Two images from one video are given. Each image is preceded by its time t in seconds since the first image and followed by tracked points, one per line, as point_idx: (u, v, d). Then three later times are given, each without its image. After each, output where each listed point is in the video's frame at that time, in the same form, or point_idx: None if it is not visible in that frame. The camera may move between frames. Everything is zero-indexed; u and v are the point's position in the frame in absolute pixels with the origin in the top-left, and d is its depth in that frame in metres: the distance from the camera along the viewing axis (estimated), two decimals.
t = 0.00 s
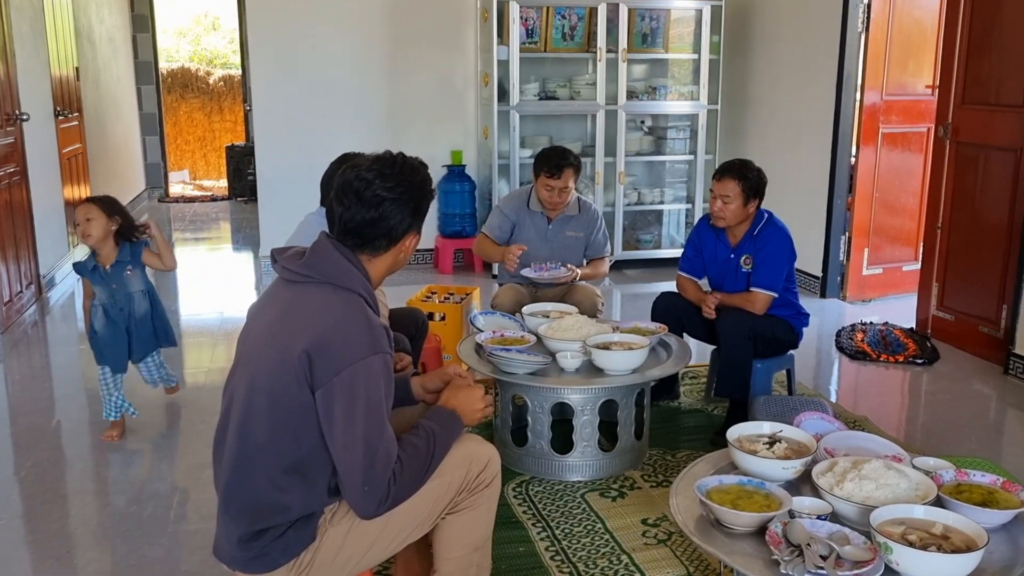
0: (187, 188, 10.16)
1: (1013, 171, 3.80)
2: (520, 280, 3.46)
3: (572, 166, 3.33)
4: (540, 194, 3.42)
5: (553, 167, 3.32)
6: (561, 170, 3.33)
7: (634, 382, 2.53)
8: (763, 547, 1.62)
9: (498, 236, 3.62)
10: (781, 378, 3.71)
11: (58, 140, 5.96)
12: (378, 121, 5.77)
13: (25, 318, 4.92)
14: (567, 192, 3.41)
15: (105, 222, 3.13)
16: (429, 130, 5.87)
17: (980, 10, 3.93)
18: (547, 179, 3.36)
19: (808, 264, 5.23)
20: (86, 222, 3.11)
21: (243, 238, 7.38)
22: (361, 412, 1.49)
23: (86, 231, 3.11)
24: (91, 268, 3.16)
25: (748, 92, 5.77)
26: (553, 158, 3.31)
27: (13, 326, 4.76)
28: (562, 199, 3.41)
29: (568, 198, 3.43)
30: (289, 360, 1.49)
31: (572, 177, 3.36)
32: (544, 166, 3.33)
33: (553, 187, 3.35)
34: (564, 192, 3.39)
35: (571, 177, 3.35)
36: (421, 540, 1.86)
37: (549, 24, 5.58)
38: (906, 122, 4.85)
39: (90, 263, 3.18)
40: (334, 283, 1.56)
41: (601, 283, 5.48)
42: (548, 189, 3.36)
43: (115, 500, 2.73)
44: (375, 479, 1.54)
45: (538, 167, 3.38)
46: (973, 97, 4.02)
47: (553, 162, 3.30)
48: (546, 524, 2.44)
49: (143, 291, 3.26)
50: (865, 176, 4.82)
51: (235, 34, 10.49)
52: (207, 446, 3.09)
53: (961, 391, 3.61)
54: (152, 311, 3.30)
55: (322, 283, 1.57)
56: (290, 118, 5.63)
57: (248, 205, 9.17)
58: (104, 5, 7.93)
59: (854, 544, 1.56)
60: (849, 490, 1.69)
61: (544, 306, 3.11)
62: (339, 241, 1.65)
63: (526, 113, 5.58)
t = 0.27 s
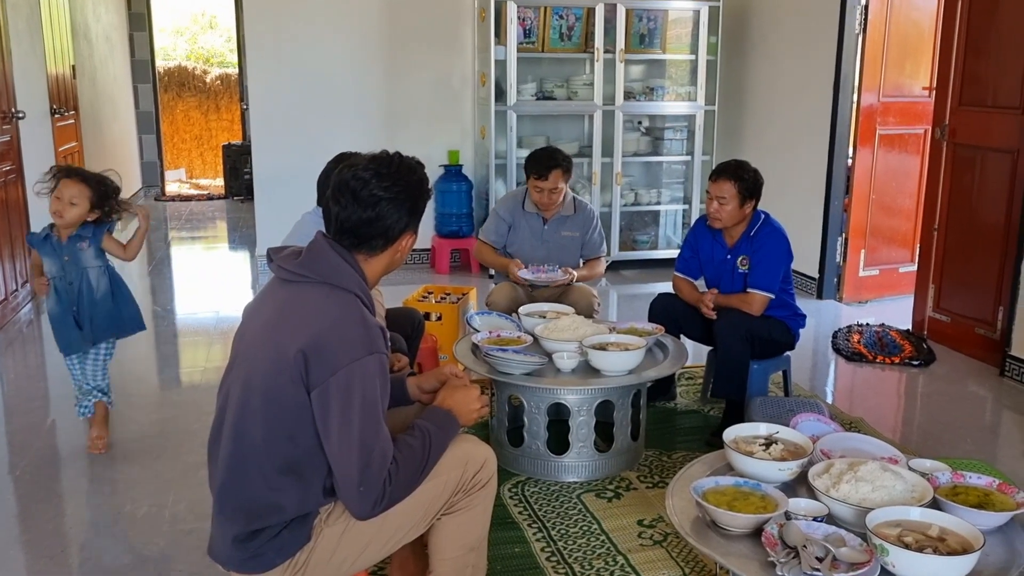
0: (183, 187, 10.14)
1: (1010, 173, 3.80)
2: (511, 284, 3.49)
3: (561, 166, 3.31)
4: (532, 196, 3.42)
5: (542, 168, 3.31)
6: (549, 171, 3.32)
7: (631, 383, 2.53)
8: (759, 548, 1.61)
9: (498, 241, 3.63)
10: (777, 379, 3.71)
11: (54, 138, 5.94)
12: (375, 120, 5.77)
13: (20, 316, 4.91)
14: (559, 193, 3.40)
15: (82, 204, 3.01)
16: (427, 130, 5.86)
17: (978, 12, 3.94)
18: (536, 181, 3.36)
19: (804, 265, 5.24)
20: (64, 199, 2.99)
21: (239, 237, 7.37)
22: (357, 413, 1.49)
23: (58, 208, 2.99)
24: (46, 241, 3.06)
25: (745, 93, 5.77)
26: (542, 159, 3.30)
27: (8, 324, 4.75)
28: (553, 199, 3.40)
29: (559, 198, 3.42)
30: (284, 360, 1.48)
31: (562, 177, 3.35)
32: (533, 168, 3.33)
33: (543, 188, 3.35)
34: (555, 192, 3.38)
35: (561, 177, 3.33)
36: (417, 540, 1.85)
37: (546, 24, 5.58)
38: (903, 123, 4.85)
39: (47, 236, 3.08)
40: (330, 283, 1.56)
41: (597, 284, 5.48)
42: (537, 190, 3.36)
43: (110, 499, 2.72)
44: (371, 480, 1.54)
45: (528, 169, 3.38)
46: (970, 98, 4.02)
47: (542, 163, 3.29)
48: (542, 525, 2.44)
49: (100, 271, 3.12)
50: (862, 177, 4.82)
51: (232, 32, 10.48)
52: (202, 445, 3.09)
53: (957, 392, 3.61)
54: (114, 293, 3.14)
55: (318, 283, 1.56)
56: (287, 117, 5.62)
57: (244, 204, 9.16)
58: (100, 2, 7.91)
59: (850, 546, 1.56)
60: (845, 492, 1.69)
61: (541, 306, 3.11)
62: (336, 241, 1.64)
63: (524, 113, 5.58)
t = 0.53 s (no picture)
0: (177, 184, 10.11)
1: (1003, 174, 3.81)
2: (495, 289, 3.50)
3: (551, 164, 3.31)
4: (523, 194, 3.42)
5: (533, 167, 3.31)
6: (539, 169, 3.31)
7: (624, 382, 2.53)
8: (752, 548, 1.61)
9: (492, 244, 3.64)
10: (771, 379, 3.72)
11: (48, 133, 5.91)
12: (370, 118, 5.76)
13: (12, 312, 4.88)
14: (549, 190, 3.40)
15: (54, 241, 2.67)
16: (422, 128, 5.85)
17: (973, 13, 3.95)
18: (527, 180, 3.35)
19: (798, 265, 5.25)
20: (34, 237, 2.64)
21: (233, 234, 7.35)
22: (350, 410, 1.48)
23: (29, 247, 2.64)
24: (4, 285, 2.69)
25: (741, 93, 5.77)
26: (531, 158, 3.30)
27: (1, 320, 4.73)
28: (544, 197, 3.39)
29: (551, 195, 3.41)
30: (277, 357, 1.48)
31: (552, 174, 3.34)
32: (522, 168, 3.33)
33: (533, 187, 3.34)
34: (546, 189, 3.37)
35: (550, 174, 3.33)
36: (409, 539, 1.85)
37: (542, 22, 5.57)
38: (897, 124, 4.86)
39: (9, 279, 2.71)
40: (324, 280, 1.55)
41: (592, 283, 5.48)
42: (527, 188, 3.35)
43: (102, 496, 2.71)
44: (364, 477, 1.53)
45: (518, 168, 3.37)
46: (964, 99, 4.03)
47: (532, 161, 3.29)
48: (535, 524, 2.44)
49: (55, 329, 2.72)
50: (856, 178, 4.83)
51: (227, 29, 10.45)
52: (195, 442, 3.08)
53: (950, 393, 3.62)
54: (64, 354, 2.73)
55: (312, 280, 1.56)
56: (281, 114, 5.61)
57: (238, 201, 9.13)
58: None
59: (843, 545, 1.56)
60: (838, 492, 1.69)
61: (535, 305, 3.11)
62: (329, 239, 1.64)
63: (519, 111, 5.57)
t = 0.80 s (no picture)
0: (170, 181, 10.08)
1: (994, 174, 3.82)
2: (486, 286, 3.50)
3: (539, 161, 3.31)
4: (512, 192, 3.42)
5: (521, 164, 3.31)
6: (528, 167, 3.31)
7: (616, 380, 2.53)
8: (741, 547, 1.62)
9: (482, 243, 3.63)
10: (762, 378, 3.72)
11: (39, 129, 5.89)
12: (363, 115, 5.75)
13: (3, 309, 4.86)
14: (538, 188, 3.39)
15: None
16: (415, 125, 5.84)
17: (965, 14, 3.96)
18: (515, 178, 3.36)
19: (790, 264, 5.26)
20: None
21: (225, 231, 7.33)
22: (341, 408, 1.48)
23: None
24: None
25: (734, 92, 5.78)
26: (520, 155, 3.31)
27: None
28: (534, 194, 3.39)
29: (540, 193, 3.41)
30: (268, 355, 1.47)
31: (540, 172, 3.34)
32: (512, 166, 3.33)
33: (522, 184, 3.35)
34: (535, 187, 3.37)
35: (539, 171, 3.33)
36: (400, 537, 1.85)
37: (535, 20, 5.57)
38: (889, 124, 4.87)
39: None
40: (315, 278, 1.55)
41: (584, 281, 5.49)
42: (516, 185, 3.35)
43: (92, 494, 2.70)
44: (355, 475, 1.53)
45: (507, 167, 3.38)
46: (956, 99, 4.05)
47: (520, 158, 3.29)
48: (527, 522, 2.44)
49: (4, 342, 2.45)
50: (848, 177, 4.84)
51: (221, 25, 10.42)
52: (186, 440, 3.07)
53: (940, 392, 3.63)
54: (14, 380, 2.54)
55: (303, 278, 1.55)
56: (274, 111, 5.60)
57: (231, 198, 9.11)
58: None
59: (832, 544, 1.56)
60: (828, 491, 1.70)
61: (527, 303, 3.11)
62: (320, 237, 1.63)
63: (512, 109, 5.57)
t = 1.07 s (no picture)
0: (163, 178, 10.05)
1: (986, 175, 3.83)
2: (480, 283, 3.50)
3: (529, 160, 3.31)
4: (504, 191, 3.42)
5: (511, 164, 3.31)
6: (518, 165, 3.31)
7: (609, 378, 2.53)
8: (733, 544, 1.62)
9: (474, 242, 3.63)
10: (755, 377, 3.73)
11: (32, 125, 5.86)
12: (357, 113, 5.74)
13: None
14: (529, 186, 3.39)
15: None
16: (409, 123, 5.84)
17: (959, 15, 3.97)
18: (506, 177, 3.35)
19: (784, 264, 5.27)
20: None
21: (219, 228, 7.31)
22: (334, 405, 1.48)
23: None
24: None
25: (728, 92, 5.79)
26: (510, 154, 3.30)
27: None
28: (526, 192, 3.39)
29: (532, 191, 3.41)
30: (262, 351, 1.47)
31: (531, 170, 3.35)
32: (501, 166, 3.33)
33: (513, 183, 3.35)
34: (526, 185, 3.37)
35: (530, 170, 3.33)
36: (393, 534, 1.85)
37: (530, 19, 5.57)
38: (883, 124, 4.89)
39: None
40: (309, 275, 1.55)
41: (578, 280, 5.49)
42: (508, 184, 3.35)
43: (85, 491, 2.70)
44: (348, 472, 1.53)
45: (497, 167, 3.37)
46: (949, 100, 4.06)
47: (511, 158, 3.29)
48: (519, 520, 2.44)
49: None
50: (842, 177, 4.86)
51: (215, 22, 10.39)
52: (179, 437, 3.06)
53: (932, 392, 3.65)
54: None
55: (297, 275, 1.55)
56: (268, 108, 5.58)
57: (225, 195, 9.09)
58: None
59: (823, 542, 1.57)
60: (819, 489, 1.71)
61: (521, 302, 3.11)
62: (314, 234, 1.63)
63: (507, 107, 5.57)
